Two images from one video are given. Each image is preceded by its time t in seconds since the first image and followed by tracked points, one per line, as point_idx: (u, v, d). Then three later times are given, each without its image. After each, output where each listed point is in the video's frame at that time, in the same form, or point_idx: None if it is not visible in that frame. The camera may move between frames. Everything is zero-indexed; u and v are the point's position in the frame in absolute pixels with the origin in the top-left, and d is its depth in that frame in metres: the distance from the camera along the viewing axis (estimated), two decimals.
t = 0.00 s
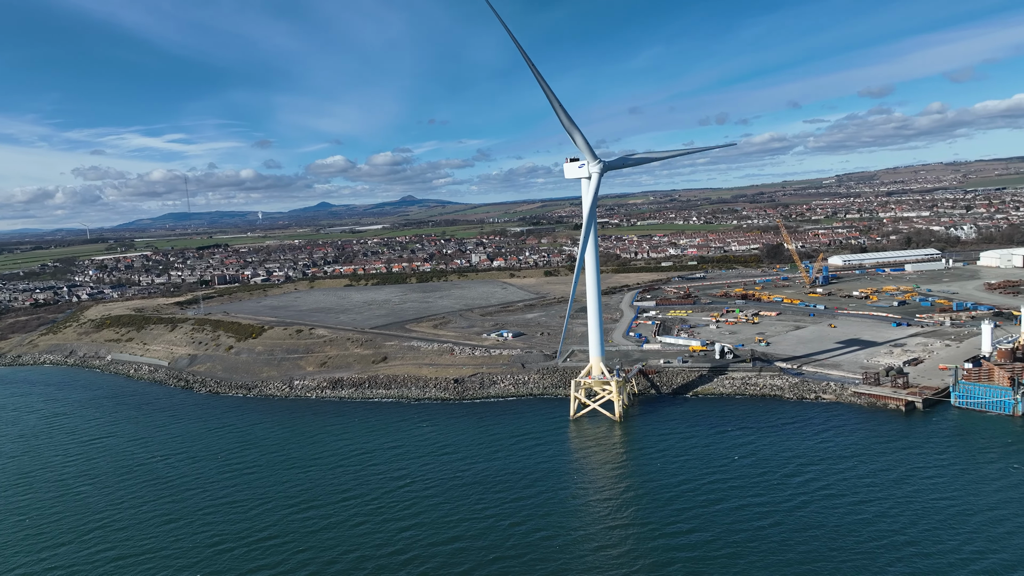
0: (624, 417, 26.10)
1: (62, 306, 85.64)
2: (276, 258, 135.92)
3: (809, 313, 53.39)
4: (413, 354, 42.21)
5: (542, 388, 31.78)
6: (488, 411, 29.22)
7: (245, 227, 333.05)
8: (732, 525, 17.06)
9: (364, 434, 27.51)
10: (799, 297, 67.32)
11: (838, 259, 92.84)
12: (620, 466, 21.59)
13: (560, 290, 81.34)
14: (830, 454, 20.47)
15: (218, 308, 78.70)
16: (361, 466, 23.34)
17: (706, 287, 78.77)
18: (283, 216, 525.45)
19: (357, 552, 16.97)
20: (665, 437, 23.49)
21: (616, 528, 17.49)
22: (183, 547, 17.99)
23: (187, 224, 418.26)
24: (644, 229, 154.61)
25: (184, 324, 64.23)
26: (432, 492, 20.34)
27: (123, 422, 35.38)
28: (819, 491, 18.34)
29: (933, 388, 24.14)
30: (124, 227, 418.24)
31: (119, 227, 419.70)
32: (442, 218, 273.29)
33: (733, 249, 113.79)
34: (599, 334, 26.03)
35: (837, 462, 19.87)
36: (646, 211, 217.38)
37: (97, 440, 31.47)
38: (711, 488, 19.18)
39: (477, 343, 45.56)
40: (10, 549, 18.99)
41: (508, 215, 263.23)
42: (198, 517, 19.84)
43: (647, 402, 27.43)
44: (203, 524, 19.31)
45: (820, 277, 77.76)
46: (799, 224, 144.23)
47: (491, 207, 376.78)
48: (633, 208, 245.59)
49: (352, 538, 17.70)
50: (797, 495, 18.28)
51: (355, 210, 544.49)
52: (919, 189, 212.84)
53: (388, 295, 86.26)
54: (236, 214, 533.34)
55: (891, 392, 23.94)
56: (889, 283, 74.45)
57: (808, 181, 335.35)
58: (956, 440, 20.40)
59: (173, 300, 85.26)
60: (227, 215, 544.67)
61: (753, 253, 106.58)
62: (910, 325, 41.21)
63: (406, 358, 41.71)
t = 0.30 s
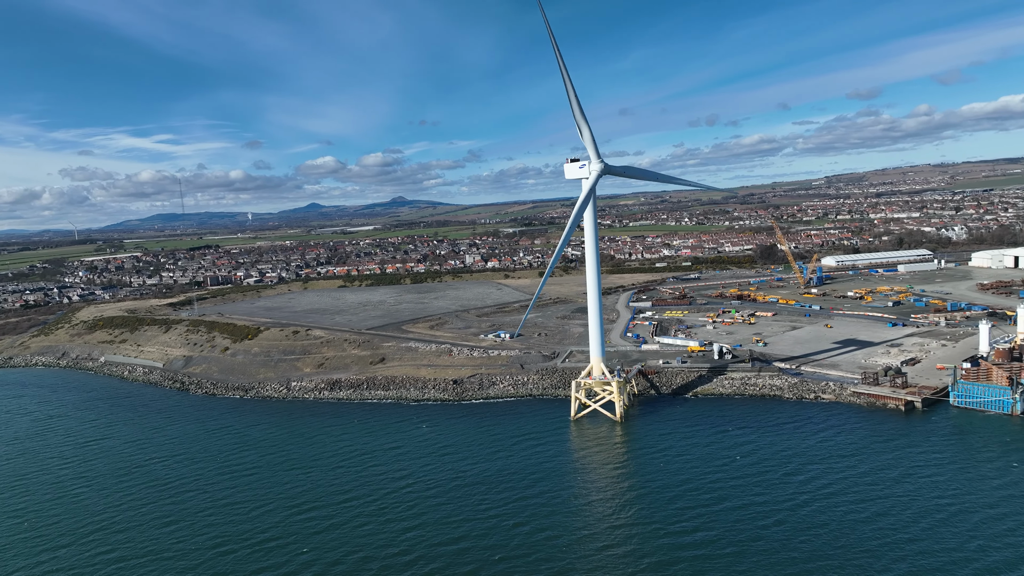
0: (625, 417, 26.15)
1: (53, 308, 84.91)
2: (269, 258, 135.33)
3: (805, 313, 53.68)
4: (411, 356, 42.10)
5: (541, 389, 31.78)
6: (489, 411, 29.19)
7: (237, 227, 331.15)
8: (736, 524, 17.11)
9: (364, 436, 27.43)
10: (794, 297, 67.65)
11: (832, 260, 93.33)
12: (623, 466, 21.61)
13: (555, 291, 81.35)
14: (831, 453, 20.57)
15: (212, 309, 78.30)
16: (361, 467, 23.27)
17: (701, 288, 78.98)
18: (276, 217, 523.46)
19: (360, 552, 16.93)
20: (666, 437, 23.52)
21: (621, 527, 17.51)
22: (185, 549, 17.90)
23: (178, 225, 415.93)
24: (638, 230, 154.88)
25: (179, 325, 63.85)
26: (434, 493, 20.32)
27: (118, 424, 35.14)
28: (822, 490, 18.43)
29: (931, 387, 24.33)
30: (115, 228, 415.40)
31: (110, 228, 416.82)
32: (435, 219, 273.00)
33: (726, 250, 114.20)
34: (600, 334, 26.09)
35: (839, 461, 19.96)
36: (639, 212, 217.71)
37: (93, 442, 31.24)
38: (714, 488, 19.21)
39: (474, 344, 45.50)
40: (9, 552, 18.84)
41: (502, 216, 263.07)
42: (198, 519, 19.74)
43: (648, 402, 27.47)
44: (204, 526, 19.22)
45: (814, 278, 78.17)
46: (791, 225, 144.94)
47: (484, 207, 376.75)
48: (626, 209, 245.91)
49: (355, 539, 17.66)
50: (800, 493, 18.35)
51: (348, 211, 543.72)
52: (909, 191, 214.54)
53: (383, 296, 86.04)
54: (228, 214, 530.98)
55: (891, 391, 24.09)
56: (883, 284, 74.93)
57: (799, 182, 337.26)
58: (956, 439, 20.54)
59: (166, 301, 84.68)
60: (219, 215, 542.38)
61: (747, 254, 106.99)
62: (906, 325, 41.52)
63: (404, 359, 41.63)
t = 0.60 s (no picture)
0: (626, 418, 26.19)
1: (44, 309, 84.08)
2: (261, 259, 134.78)
3: (800, 313, 54.00)
4: (409, 357, 42.00)
5: (541, 389, 31.80)
6: (489, 412, 29.16)
7: (228, 228, 329.19)
8: (740, 523, 17.16)
9: (363, 436, 27.37)
10: (788, 297, 68.02)
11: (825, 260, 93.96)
12: (625, 465, 21.65)
13: (551, 292, 81.37)
14: (833, 452, 20.69)
15: (205, 310, 77.83)
16: (362, 467, 23.19)
17: (696, 288, 79.27)
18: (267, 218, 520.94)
19: (364, 553, 16.89)
20: (666, 437, 23.55)
21: (625, 526, 17.52)
22: (187, 551, 17.81)
23: (169, 226, 413.84)
24: (632, 231, 155.26)
25: (173, 327, 63.42)
26: (436, 493, 20.29)
27: (114, 426, 34.83)
28: (824, 488, 18.52)
29: (929, 387, 24.52)
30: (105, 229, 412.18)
31: (99, 229, 413.67)
32: (427, 220, 272.55)
33: (720, 250, 114.68)
34: (599, 333, 26.14)
35: (840, 460, 20.07)
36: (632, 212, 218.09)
37: (88, 444, 30.99)
38: (717, 487, 19.25)
39: (472, 345, 45.44)
40: (7, 556, 18.67)
41: (494, 216, 262.90)
42: (199, 520, 19.63)
43: (648, 402, 27.53)
44: (206, 527, 19.11)
45: (807, 278, 78.59)
46: (783, 225, 145.83)
47: (476, 208, 376.53)
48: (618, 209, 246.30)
49: (359, 540, 17.61)
50: (803, 492, 18.43)
51: (340, 211, 542.71)
52: (897, 192, 216.00)
53: (377, 296, 85.88)
54: (218, 215, 528.18)
55: (890, 391, 24.25)
56: (876, 284, 75.46)
57: (789, 183, 339.29)
58: (956, 438, 20.70)
59: (158, 302, 84.06)
60: (211, 215, 539.99)
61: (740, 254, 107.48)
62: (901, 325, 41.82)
63: (402, 359, 41.54)
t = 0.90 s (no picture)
0: (627, 418, 26.22)
1: (34, 310, 83.28)
2: (253, 260, 134.28)
3: (795, 314, 54.28)
4: (407, 357, 41.92)
5: (540, 390, 31.81)
6: (489, 413, 29.12)
7: (219, 228, 327.64)
8: (744, 523, 17.15)
9: (363, 437, 27.29)
10: (783, 298, 68.39)
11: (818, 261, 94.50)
12: (625, 465, 21.67)
13: (546, 293, 81.39)
14: (834, 451, 20.79)
15: (198, 311, 77.42)
16: (362, 468, 23.15)
17: (691, 288, 79.60)
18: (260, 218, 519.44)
19: (368, 554, 16.83)
20: (667, 437, 23.59)
21: (628, 526, 17.53)
22: (187, 553, 17.71)
23: (159, 227, 411.14)
24: (626, 231, 155.53)
25: (167, 328, 63.02)
26: (439, 494, 20.24)
27: (110, 428, 34.54)
28: (827, 487, 18.59)
29: (927, 386, 24.68)
30: (95, 231, 409.53)
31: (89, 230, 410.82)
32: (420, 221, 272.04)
33: (714, 251, 115.08)
34: (600, 334, 26.15)
35: (841, 459, 20.17)
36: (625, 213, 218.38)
37: (84, 446, 30.76)
38: (719, 487, 19.26)
39: (469, 345, 45.41)
40: (5, 559, 18.51)
41: (487, 217, 262.73)
42: (201, 521, 19.56)
43: (648, 403, 27.58)
44: (207, 529, 18.99)
45: (801, 278, 78.99)
46: (775, 226, 146.73)
47: (469, 208, 375.98)
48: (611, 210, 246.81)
49: (362, 540, 17.55)
50: (805, 491, 18.50)
51: (330, 212, 541.25)
52: (887, 193, 217.57)
53: (372, 297, 85.65)
54: (210, 215, 525.04)
55: (888, 390, 24.42)
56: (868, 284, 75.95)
57: (779, 184, 341.77)
58: (955, 437, 20.85)
59: (150, 303, 83.49)
60: (202, 215, 536.74)
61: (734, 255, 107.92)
62: (896, 325, 42.12)
63: (400, 360, 41.48)
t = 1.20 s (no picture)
0: (627, 418, 26.27)
1: (25, 312, 82.55)
2: (246, 261, 133.66)
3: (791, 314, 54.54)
4: (405, 358, 41.86)
5: (539, 390, 31.84)
6: (489, 413, 29.13)
7: (211, 227, 325.95)
8: (747, 522, 17.22)
9: (363, 438, 27.25)
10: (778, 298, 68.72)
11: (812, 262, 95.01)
12: (627, 465, 21.71)
13: (542, 293, 81.46)
14: (835, 450, 20.91)
15: (192, 312, 76.99)
16: (363, 468, 23.11)
17: (687, 289, 79.87)
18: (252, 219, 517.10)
19: (372, 554, 16.82)
20: (668, 437, 23.66)
21: (631, 525, 17.58)
22: (189, 554, 17.66)
23: (150, 228, 408.22)
24: (620, 232, 155.75)
25: (161, 329, 62.61)
26: (441, 494, 20.24)
27: (106, 429, 34.30)
28: (829, 486, 18.69)
29: (926, 386, 24.86)
30: (86, 231, 406.67)
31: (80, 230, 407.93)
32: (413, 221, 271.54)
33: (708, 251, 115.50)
34: (600, 335, 26.17)
35: (842, 458, 20.28)
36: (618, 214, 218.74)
37: (81, 448, 30.57)
38: (722, 486, 19.33)
39: (467, 346, 45.37)
40: (4, 561, 18.38)
41: (480, 218, 262.24)
42: (203, 522, 19.49)
43: (648, 403, 27.65)
44: (209, 530, 18.92)
45: (795, 279, 79.33)
46: (769, 227, 147.46)
47: (462, 208, 375.42)
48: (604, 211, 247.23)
49: (365, 541, 17.54)
50: (807, 490, 18.60)
51: (323, 212, 538.68)
52: (879, 194, 218.97)
53: (367, 298, 85.48)
54: (202, 216, 522.36)
55: (888, 390, 24.58)
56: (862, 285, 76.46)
57: (772, 185, 343.34)
58: (954, 435, 21.01)
59: (143, 304, 82.90)
60: (193, 215, 533.32)
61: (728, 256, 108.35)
62: (892, 326, 42.40)
63: (398, 361, 41.41)
